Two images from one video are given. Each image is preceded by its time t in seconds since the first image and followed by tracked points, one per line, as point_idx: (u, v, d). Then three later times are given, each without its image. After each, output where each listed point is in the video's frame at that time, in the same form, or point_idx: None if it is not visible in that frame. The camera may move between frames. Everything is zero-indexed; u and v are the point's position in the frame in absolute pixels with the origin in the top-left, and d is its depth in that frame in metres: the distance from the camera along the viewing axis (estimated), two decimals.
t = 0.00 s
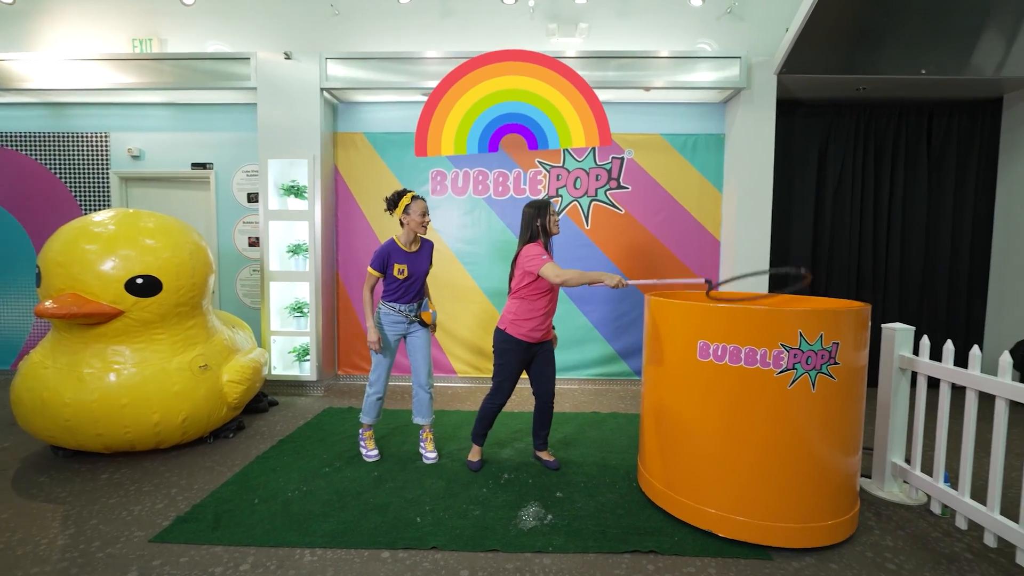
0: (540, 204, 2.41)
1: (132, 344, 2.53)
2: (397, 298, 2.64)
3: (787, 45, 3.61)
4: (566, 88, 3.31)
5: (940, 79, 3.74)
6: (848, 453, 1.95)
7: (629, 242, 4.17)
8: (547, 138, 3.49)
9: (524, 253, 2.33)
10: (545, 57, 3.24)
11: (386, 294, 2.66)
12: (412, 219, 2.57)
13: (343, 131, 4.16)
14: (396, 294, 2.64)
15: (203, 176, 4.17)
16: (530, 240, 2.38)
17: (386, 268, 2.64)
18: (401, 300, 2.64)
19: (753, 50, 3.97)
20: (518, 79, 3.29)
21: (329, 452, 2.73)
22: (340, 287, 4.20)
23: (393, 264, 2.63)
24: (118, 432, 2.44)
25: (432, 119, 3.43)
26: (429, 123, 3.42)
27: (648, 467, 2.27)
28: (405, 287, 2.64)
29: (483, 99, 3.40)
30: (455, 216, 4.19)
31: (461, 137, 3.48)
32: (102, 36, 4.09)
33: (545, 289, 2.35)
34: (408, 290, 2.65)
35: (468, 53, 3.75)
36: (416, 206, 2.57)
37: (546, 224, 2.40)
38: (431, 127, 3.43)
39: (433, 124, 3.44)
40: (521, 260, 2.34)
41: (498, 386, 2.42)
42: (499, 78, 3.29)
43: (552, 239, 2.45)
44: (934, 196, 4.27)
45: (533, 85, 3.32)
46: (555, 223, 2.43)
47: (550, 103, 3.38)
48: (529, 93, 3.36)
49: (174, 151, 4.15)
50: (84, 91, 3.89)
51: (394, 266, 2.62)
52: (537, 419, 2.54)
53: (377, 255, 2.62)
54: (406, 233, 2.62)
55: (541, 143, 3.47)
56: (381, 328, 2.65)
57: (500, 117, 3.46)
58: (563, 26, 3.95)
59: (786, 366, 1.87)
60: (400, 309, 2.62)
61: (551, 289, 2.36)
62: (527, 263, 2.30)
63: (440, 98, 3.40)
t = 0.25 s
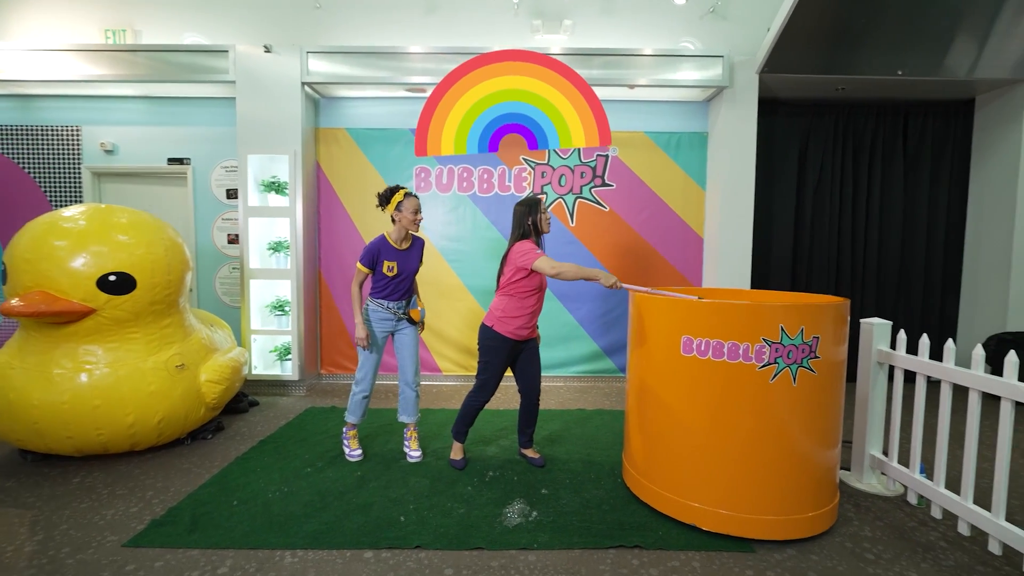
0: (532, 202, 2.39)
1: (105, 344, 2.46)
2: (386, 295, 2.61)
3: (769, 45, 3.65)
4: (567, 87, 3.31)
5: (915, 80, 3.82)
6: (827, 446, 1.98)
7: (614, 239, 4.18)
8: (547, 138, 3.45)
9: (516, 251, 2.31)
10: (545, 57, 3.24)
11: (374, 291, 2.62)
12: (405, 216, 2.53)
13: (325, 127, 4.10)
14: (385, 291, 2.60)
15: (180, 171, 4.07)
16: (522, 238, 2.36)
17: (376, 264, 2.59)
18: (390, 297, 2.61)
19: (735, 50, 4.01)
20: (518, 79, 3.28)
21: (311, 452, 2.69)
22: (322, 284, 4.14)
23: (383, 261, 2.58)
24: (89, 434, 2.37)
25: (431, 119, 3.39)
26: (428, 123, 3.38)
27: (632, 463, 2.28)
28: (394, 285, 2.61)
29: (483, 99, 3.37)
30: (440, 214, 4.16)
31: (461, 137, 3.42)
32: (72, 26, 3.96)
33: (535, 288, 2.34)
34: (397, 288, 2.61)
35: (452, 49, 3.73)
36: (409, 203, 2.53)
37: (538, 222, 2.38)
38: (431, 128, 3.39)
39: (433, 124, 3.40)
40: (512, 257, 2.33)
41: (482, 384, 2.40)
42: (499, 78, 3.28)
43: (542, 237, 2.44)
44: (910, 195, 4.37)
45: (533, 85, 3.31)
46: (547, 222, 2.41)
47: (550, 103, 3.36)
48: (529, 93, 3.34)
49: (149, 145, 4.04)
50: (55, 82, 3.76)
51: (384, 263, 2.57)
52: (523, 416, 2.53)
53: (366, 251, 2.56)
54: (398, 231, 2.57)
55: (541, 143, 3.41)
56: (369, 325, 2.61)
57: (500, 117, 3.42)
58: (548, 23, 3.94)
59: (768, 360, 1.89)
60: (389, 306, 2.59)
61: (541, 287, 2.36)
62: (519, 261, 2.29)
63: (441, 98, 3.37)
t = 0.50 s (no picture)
0: (518, 197, 2.36)
1: (79, 342, 2.39)
2: (376, 291, 2.56)
3: (756, 43, 3.65)
4: (567, 88, 3.27)
5: (899, 79, 3.86)
6: (814, 441, 1.98)
7: (602, 236, 4.18)
8: (547, 138, 3.42)
9: (500, 246, 2.29)
10: (545, 56, 3.19)
11: (365, 287, 2.56)
12: (397, 212, 2.49)
13: (310, 121, 4.03)
14: (376, 287, 2.55)
15: (159, 165, 3.97)
16: (506, 234, 2.34)
17: (367, 260, 2.53)
18: (381, 294, 2.56)
19: (723, 47, 4.01)
20: (518, 79, 3.23)
21: (295, 452, 2.64)
22: (307, 282, 4.07)
23: (374, 257, 2.53)
24: (63, 436, 2.29)
25: (431, 119, 3.33)
26: (429, 124, 3.32)
27: (621, 460, 2.27)
28: (385, 281, 2.57)
29: (483, 99, 3.32)
30: (428, 210, 4.11)
31: (461, 137, 3.38)
32: (44, 15, 3.83)
33: (521, 283, 2.31)
34: (388, 284, 2.57)
35: (439, 43, 3.68)
36: (402, 199, 2.49)
37: (523, 217, 2.36)
38: (431, 128, 3.34)
39: (433, 124, 3.34)
40: (497, 252, 2.30)
41: (469, 380, 2.37)
42: (500, 78, 3.22)
43: (529, 232, 2.41)
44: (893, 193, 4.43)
45: (533, 85, 3.27)
46: (533, 217, 2.38)
47: (550, 103, 3.33)
48: (529, 93, 3.30)
49: (127, 139, 3.94)
50: (27, 72, 3.64)
51: (375, 259, 2.53)
52: (511, 414, 2.50)
53: (358, 246, 2.51)
54: (390, 226, 2.53)
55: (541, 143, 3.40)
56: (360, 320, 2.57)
57: (500, 117, 3.40)
58: (536, 17, 3.92)
59: (756, 356, 1.88)
60: (380, 303, 2.55)
61: (527, 283, 2.34)
62: (504, 256, 2.26)
63: (440, 98, 3.30)
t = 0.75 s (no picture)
0: (508, 190, 2.32)
1: (62, 341, 2.33)
2: (370, 288, 2.51)
3: (752, 38, 3.63)
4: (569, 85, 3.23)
5: (895, 75, 3.84)
6: (813, 439, 1.96)
7: (598, 233, 4.14)
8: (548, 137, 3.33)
9: (486, 240, 2.27)
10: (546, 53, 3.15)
11: (359, 284, 2.52)
12: (390, 207, 2.45)
13: (301, 116, 3.97)
14: (370, 284, 2.50)
15: (147, 161, 3.91)
16: (493, 228, 2.31)
17: (361, 256, 2.49)
18: (374, 291, 2.51)
19: (719, 42, 3.98)
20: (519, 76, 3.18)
21: (286, 452, 2.59)
22: (299, 280, 4.01)
23: (368, 252, 2.49)
24: (46, 437, 2.24)
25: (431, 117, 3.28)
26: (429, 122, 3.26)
27: (617, 459, 2.24)
28: (379, 278, 2.51)
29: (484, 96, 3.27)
30: (422, 207, 4.06)
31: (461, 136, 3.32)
32: (28, 7, 3.75)
33: (511, 277, 2.27)
34: (382, 281, 2.52)
35: (432, 37, 3.63)
36: (396, 194, 2.45)
37: (513, 211, 2.32)
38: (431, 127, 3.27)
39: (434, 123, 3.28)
40: (483, 247, 2.28)
41: (463, 378, 2.33)
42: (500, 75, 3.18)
43: (520, 226, 2.37)
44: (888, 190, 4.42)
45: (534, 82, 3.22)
46: (524, 210, 2.34)
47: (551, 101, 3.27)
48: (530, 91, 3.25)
49: (114, 134, 3.86)
50: (10, 66, 3.57)
51: (369, 255, 2.48)
52: (506, 413, 2.47)
53: (352, 241, 2.47)
54: (384, 222, 2.49)
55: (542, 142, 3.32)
56: (355, 317, 2.53)
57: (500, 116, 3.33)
58: (530, 12, 3.88)
59: (754, 353, 1.85)
60: (373, 300, 2.50)
61: (519, 277, 2.29)
62: (490, 250, 2.24)
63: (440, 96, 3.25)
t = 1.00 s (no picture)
0: (503, 185, 2.28)
1: (50, 340, 2.29)
2: (357, 286, 2.48)
3: (751, 34, 3.59)
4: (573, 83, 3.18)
5: (896, 72, 3.81)
6: (817, 438, 1.91)
7: (597, 231, 4.10)
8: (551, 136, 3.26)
9: (480, 236, 2.24)
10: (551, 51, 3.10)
11: (346, 281, 2.48)
12: (374, 203, 2.41)
13: (297, 113, 3.92)
14: (357, 280, 2.47)
15: (141, 158, 3.86)
16: (489, 224, 2.27)
17: (347, 252, 2.46)
18: (362, 288, 2.48)
19: (718, 38, 3.95)
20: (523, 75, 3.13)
21: (280, 452, 2.55)
22: (295, 278, 3.97)
23: (355, 248, 2.45)
24: (33, 437, 2.19)
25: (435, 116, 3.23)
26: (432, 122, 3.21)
27: (617, 458, 2.20)
28: (366, 274, 2.48)
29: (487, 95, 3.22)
30: (419, 206, 4.02)
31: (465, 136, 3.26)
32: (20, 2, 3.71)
33: (506, 273, 2.23)
34: (369, 278, 2.49)
35: (429, 32, 3.59)
36: (382, 189, 2.41)
37: (508, 207, 2.27)
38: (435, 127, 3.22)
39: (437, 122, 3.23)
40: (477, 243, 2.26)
41: (460, 376, 2.29)
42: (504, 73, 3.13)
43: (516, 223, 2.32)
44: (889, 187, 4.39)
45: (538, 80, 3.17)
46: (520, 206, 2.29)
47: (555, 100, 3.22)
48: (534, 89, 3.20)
49: (107, 131, 3.82)
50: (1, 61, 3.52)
51: (356, 250, 2.45)
52: (505, 415, 2.43)
53: (338, 237, 2.44)
54: (371, 218, 2.45)
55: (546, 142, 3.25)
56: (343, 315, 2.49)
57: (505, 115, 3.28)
58: (528, 7, 3.84)
59: (757, 350, 1.80)
60: (361, 298, 2.47)
61: (514, 273, 2.24)
62: (482, 245, 2.21)
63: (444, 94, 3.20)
